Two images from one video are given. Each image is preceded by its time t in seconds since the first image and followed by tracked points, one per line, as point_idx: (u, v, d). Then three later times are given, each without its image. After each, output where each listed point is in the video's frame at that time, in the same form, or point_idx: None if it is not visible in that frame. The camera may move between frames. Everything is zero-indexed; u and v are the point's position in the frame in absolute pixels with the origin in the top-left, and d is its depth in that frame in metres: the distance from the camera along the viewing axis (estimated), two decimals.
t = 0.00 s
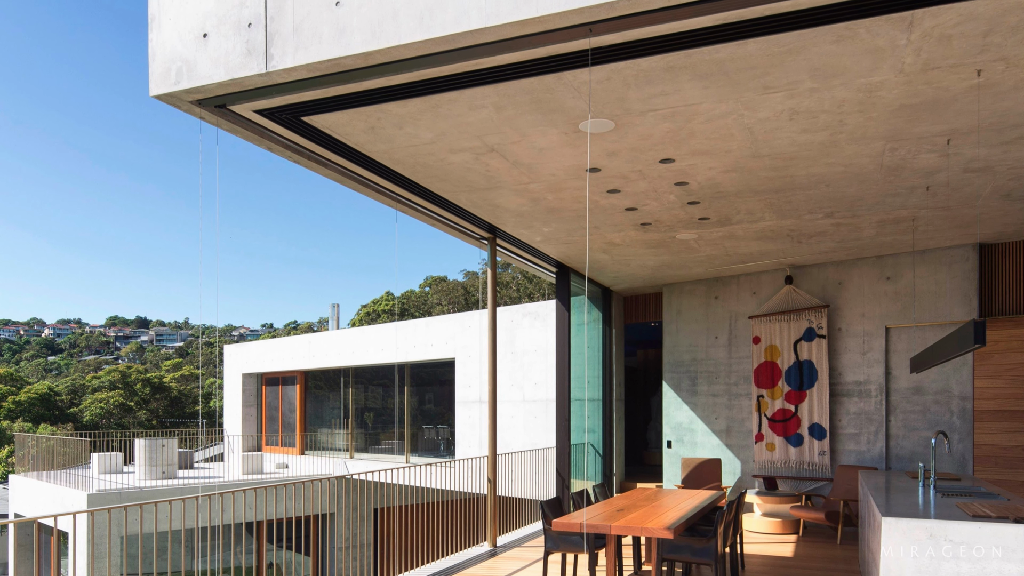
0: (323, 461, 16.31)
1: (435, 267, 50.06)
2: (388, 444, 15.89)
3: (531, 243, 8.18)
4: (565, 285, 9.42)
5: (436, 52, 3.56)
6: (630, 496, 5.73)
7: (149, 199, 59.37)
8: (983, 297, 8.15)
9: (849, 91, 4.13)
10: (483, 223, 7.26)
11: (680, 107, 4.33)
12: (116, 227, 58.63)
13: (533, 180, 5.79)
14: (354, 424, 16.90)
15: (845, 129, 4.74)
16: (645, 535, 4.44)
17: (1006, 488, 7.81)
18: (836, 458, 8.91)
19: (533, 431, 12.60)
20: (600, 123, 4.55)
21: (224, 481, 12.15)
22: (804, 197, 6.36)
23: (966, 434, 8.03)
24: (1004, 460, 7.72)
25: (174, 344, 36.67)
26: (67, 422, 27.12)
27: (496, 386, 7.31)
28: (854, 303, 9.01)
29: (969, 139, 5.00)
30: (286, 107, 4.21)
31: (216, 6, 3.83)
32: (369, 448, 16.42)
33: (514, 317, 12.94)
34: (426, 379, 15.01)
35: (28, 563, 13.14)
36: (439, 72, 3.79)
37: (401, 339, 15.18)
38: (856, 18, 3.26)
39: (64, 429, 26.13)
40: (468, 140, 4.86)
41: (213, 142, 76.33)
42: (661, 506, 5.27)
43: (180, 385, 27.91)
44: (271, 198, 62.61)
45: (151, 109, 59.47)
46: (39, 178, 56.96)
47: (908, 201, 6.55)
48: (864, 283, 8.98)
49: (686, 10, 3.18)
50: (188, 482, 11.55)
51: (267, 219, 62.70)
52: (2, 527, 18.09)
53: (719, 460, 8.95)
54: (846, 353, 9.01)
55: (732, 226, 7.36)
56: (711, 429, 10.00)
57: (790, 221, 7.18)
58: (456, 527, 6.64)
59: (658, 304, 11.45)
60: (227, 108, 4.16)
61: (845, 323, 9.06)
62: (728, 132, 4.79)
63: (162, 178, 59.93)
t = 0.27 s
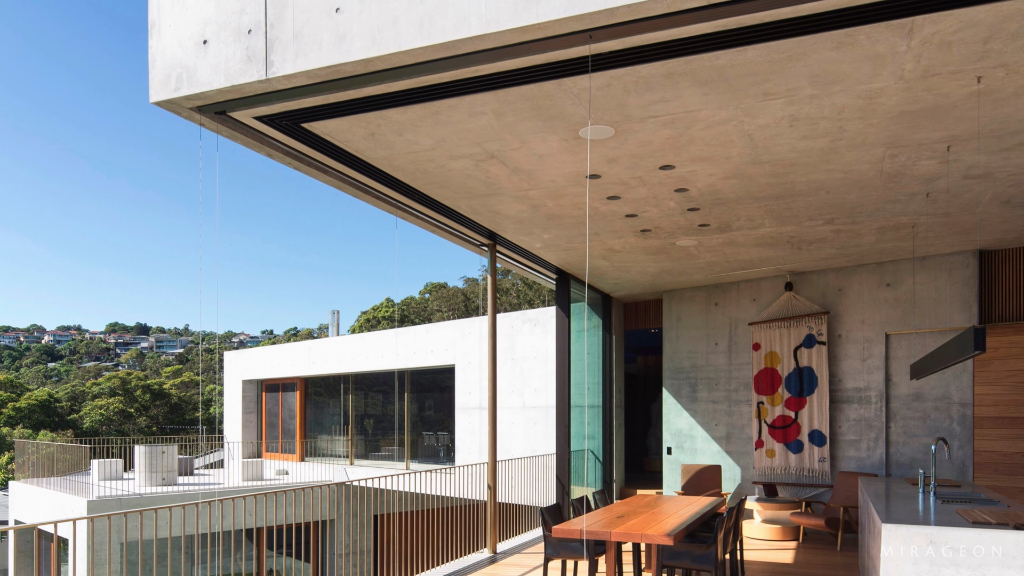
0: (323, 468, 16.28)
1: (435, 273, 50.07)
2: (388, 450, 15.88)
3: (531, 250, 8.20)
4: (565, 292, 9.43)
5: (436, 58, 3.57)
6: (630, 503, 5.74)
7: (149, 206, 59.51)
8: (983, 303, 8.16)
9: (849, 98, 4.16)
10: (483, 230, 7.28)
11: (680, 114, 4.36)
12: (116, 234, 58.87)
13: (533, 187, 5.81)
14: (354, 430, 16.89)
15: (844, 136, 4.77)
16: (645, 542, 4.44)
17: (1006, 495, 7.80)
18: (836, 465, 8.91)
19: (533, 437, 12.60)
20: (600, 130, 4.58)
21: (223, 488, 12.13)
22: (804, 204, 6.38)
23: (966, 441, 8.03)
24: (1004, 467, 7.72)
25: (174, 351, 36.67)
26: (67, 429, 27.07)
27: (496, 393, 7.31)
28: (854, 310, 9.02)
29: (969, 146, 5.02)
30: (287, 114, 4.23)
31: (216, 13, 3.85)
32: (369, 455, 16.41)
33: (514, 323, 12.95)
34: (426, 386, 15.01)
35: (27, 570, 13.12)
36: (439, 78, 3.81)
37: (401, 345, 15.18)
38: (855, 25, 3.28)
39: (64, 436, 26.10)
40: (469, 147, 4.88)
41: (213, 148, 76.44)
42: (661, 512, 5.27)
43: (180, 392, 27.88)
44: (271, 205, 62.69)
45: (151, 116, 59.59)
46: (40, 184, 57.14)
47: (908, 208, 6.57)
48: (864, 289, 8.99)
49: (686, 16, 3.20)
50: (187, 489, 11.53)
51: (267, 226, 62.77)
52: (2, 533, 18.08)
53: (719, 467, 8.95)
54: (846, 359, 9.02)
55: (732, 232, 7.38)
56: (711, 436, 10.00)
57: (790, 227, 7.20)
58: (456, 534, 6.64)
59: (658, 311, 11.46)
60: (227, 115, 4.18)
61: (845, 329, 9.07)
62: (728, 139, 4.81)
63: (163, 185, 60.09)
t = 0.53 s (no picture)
0: (323, 474, 16.26)
1: (435, 280, 50.09)
2: (388, 457, 15.88)
3: (531, 257, 8.22)
4: (565, 299, 9.45)
5: (436, 65, 3.59)
6: (630, 509, 5.73)
7: (149, 213, 59.66)
8: (983, 310, 8.17)
9: (848, 105, 4.19)
10: (483, 236, 7.31)
11: (680, 121, 4.38)
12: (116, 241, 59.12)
13: (533, 194, 5.84)
14: (354, 437, 16.87)
15: (844, 143, 4.79)
16: (645, 549, 4.44)
17: (1007, 502, 7.79)
18: (836, 472, 8.91)
19: (533, 444, 12.59)
20: (600, 137, 4.60)
21: (224, 495, 12.10)
22: (804, 211, 6.41)
23: (966, 448, 8.03)
24: (1004, 474, 7.71)
25: (174, 358, 36.67)
26: (67, 436, 27.04)
27: (496, 400, 7.31)
28: (854, 317, 9.03)
29: (969, 153, 5.05)
30: (287, 121, 4.24)
31: (216, 20, 3.87)
32: (369, 462, 16.40)
33: (514, 330, 12.95)
34: (426, 392, 15.00)
35: None
36: (439, 85, 3.83)
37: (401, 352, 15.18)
38: (855, 32, 3.30)
39: (65, 442, 26.08)
40: (469, 154, 4.91)
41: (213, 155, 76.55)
42: (661, 519, 5.27)
43: (180, 399, 27.87)
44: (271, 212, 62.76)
45: (151, 123, 59.74)
46: (40, 191, 57.32)
47: (908, 215, 6.59)
48: (864, 296, 9.00)
49: (686, 24, 3.21)
50: (187, 495, 11.53)
51: (267, 232, 62.84)
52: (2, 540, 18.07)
53: (719, 474, 8.95)
54: (846, 366, 9.02)
55: (732, 239, 7.41)
56: (712, 443, 9.99)
57: (790, 234, 7.22)
58: (456, 542, 6.63)
59: (658, 318, 11.47)
60: (227, 122, 4.20)
61: (845, 336, 9.08)
62: (728, 146, 4.83)
63: (163, 192, 60.25)
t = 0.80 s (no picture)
0: (323, 481, 16.24)
1: (435, 287, 50.11)
2: (388, 464, 15.87)
3: (531, 264, 8.24)
4: (565, 306, 9.47)
5: (436, 72, 3.60)
6: (630, 516, 5.73)
7: (149, 220, 59.81)
8: (983, 317, 8.18)
9: (848, 112, 4.21)
10: (483, 244, 7.32)
11: (680, 128, 4.41)
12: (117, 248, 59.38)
13: (533, 201, 5.86)
14: (354, 444, 16.86)
15: (844, 150, 4.82)
16: (645, 556, 4.43)
17: (1007, 509, 7.78)
18: (836, 479, 8.91)
19: (533, 451, 12.59)
20: (600, 143, 4.63)
21: (223, 502, 12.09)
22: (804, 218, 6.43)
23: (966, 455, 8.02)
24: (1004, 481, 7.71)
25: (174, 365, 36.63)
26: (67, 443, 27.00)
27: (496, 406, 7.32)
28: (854, 324, 9.05)
29: (969, 160, 5.07)
30: (287, 128, 4.26)
31: (216, 27, 3.88)
32: (369, 469, 16.40)
33: (514, 337, 12.96)
34: (426, 399, 14.99)
35: None
36: (439, 92, 3.84)
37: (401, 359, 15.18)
38: (855, 38, 3.32)
39: (64, 450, 26.03)
40: (469, 161, 4.93)
41: (213, 162, 76.66)
42: (661, 526, 5.27)
43: (180, 406, 27.83)
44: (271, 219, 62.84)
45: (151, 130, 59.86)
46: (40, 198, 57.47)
47: (908, 222, 6.62)
48: (864, 303, 9.01)
49: (686, 31, 3.22)
50: (187, 503, 11.50)
51: (267, 239, 62.90)
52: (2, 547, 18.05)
53: (720, 481, 8.94)
54: (846, 373, 9.03)
55: (732, 246, 7.42)
56: (712, 450, 9.99)
57: (790, 241, 7.24)
58: (456, 549, 6.61)
59: (658, 325, 11.49)
60: (227, 129, 4.21)
61: (845, 343, 9.09)
62: (728, 153, 4.86)
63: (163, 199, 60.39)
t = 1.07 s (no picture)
0: (323, 488, 16.22)
1: (435, 294, 50.11)
2: (388, 471, 15.88)
3: (531, 271, 8.26)
4: (565, 313, 9.48)
5: (436, 79, 3.61)
6: (630, 523, 5.73)
7: (149, 227, 59.91)
8: (983, 324, 8.18)
9: (848, 119, 4.24)
10: (483, 251, 7.35)
11: (680, 135, 4.44)
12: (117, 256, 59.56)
13: (533, 208, 5.89)
14: (354, 451, 16.86)
15: (844, 157, 4.84)
16: (645, 563, 4.44)
17: (1007, 516, 7.78)
18: (836, 486, 8.91)
19: (533, 459, 12.58)
20: (600, 150, 4.66)
21: (223, 509, 12.07)
22: (804, 225, 6.45)
23: (966, 462, 8.03)
24: (1005, 488, 7.70)
25: (174, 372, 36.63)
26: (67, 450, 26.97)
27: (496, 413, 7.33)
28: (854, 331, 9.06)
29: (969, 167, 5.10)
30: (286, 135, 4.28)
31: (216, 35, 3.90)
32: (369, 476, 16.41)
33: (514, 344, 12.96)
34: (426, 407, 14.98)
35: None
36: (439, 100, 3.86)
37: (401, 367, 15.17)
38: (855, 46, 3.34)
39: (65, 457, 26.01)
40: (469, 168, 4.96)
41: (213, 169, 76.81)
42: (661, 533, 5.27)
43: (180, 413, 27.81)
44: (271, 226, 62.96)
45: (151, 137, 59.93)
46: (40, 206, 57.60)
47: (908, 229, 6.64)
48: (864, 310, 9.03)
49: (686, 38, 3.23)
50: (187, 509, 11.49)
51: (267, 247, 62.97)
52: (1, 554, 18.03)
53: (720, 488, 8.93)
54: (846, 380, 9.04)
55: (732, 253, 7.45)
56: (712, 457, 9.99)
57: (790, 248, 7.26)
58: (456, 556, 6.61)
59: (658, 332, 11.50)
60: (227, 136, 4.23)
61: (845, 350, 9.10)
62: (728, 160, 4.89)
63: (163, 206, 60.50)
